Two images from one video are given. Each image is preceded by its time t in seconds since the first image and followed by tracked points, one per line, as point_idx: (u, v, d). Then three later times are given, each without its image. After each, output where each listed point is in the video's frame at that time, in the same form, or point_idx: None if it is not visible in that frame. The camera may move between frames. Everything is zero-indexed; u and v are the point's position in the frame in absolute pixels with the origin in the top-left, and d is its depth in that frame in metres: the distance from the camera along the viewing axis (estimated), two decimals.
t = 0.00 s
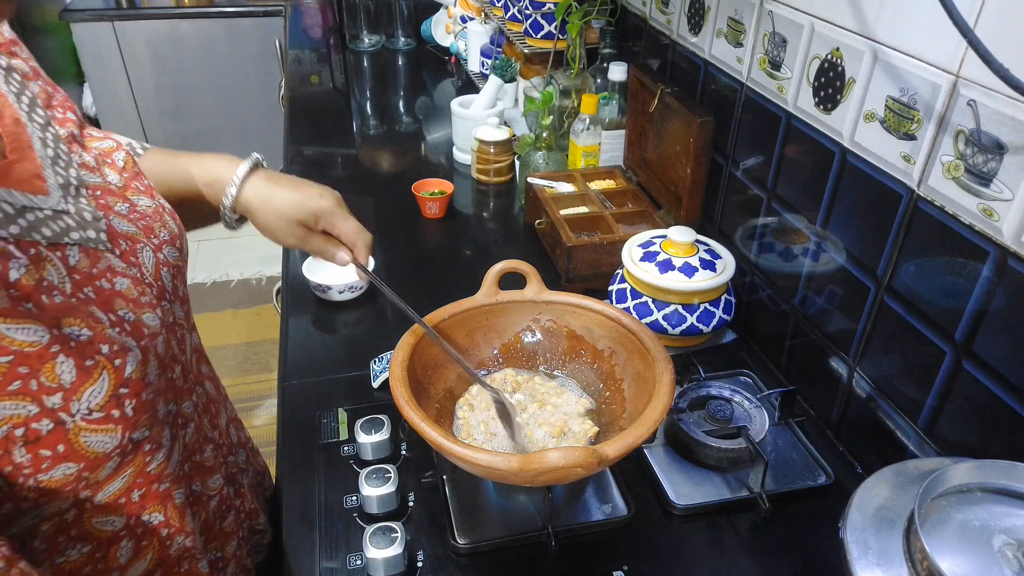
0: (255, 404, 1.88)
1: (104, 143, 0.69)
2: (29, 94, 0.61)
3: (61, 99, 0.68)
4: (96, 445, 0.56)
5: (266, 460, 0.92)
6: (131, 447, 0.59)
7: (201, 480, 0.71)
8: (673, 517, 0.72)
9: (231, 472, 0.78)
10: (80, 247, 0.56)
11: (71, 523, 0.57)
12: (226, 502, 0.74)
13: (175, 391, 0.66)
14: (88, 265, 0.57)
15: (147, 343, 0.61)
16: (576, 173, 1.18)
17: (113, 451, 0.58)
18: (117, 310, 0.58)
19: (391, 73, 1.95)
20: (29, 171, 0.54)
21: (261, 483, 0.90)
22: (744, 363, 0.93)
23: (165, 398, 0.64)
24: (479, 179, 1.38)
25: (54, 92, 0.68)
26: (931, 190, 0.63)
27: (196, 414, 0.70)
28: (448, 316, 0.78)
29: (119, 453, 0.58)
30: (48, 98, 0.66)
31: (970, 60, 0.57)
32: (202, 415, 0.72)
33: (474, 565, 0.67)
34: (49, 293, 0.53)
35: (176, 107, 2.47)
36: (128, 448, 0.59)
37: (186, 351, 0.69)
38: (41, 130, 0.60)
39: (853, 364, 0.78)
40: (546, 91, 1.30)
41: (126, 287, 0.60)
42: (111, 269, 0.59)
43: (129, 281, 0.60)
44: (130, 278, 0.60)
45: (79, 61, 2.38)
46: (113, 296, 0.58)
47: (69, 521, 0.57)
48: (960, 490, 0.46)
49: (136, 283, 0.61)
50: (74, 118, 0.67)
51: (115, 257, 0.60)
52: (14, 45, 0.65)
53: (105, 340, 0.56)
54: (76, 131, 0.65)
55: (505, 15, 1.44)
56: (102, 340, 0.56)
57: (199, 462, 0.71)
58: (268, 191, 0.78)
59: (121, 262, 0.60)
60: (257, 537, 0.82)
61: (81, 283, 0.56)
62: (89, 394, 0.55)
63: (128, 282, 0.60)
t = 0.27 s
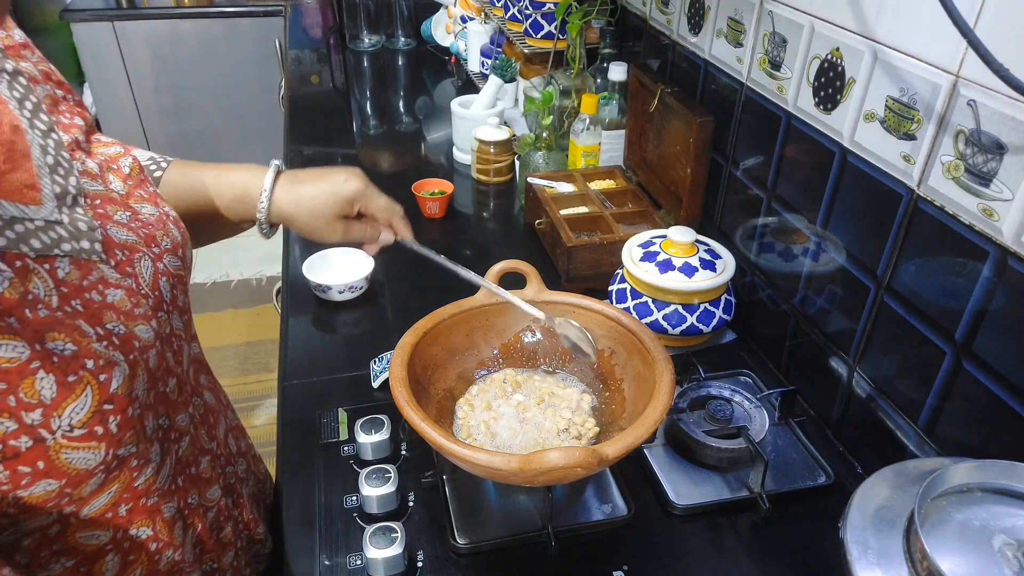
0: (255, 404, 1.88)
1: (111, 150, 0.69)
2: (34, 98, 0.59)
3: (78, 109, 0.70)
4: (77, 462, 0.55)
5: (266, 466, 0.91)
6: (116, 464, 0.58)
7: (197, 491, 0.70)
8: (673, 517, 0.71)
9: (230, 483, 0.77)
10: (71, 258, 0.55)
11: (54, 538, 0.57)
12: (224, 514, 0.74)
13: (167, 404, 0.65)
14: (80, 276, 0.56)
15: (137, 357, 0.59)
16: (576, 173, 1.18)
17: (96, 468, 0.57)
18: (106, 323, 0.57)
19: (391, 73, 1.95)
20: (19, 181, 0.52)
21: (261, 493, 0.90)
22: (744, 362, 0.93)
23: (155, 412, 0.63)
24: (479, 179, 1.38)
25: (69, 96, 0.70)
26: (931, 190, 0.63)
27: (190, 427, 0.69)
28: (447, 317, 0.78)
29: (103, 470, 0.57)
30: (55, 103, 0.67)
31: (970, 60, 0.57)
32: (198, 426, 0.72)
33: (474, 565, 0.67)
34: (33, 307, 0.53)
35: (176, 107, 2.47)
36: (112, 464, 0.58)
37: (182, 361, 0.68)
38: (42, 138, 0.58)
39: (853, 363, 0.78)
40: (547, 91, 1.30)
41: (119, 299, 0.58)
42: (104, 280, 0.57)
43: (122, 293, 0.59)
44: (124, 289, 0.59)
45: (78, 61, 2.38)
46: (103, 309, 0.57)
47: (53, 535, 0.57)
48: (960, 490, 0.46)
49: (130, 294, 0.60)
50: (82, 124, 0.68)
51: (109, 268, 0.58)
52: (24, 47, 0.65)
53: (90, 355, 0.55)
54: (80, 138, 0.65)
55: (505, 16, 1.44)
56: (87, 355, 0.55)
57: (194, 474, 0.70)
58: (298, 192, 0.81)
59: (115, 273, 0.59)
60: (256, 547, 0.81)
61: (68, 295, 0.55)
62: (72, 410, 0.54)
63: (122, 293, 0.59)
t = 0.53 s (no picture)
0: (255, 404, 1.88)
1: (108, 147, 0.70)
2: (29, 98, 0.60)
3: (75, 105, 0.72)
4: (75, 464, 0.55)
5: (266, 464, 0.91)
6: (114, 465, 0.58)
7: (197, 489, 0.69)
8: (673, 517, 0.72)
9: (230, 479, 0.76)
10: (67, 260, 0.56)
11: (51, 538, 0.57)
12: (224, 511, 0.73)
13: (165, 404, 0.66)
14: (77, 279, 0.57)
15: (133, 358, 0.59)
16: (576, 173, 1.18)
17: (95, 470, 0.56)
18: (102, 324, 0.57)
19: (391, 73, 1.95)
20: (14, 183, 0.53)
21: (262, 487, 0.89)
22: (744, 363, 0.93)
23: (152, 413, 0.63)
24: (479, 179, 1.38)
25: (65, 92, 0.71)
26: (931, 190, 0.63)
27: (189, 426, 0.69)
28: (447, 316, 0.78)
29: (101, 471, 0.57)
30: (51, 101, 0.67)
31: (970, 60, 0.57)
32: (197, 425, 0.71)
33: (474, 565, 0.67)
34: (29, 310, 0.53)
35: (176, 107, 2.47)
36: (111, 466, 0.58)
37: (179, 361, 0.69)
38: (37, 139, 0.58)
39: (853, 364, 0.78)
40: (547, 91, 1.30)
41: (115, 300, 0.59)
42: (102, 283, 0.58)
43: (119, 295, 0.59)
44: (120, 290, 0.60)
45: (78, 60, 2.38)
46: (99, 311, 0.57)
47: (50, 536, 0.56)
48: (960, 490, 0.46)
49: (127, 295, 0.60)
50: (78, 121, 0.69)
51: (105, 269, 0.59)
52: (18, 45, 0.66)
53: (86, 357, 0.55)
54: (77, 137, 0.66)
55: (505, 16, 1.44)
56: (84, 357, 0.55)
57: (193, 472, 0.70)
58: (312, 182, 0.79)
59: (111, 274, 0.59)
60: (256, 544, 0.80)
61: (64, 298, 0.55)
62: (69, 412, 0.54)
63: (118, 294, 0.59)
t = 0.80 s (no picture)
0: (255, 404, 1.89)
1: (107, 149, 0.70)
2: (25, 99, 0.61)
3: (75, 104, 0.72)
4: (70, 468, 0.55)
5: (263, 462, 0.91)
6: (109, 469, 0.58)
7: (193, 491, 0.69)
8: (673, 517, 0.72)
9: (227, 480, 0.76)
10: (61, 263, 0.56)
11: (47, 541, 0.57)
12: (221, 511, 0.73)
13: (161, 407, 0.65)
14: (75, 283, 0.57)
15: (128, 361, 0.59)
16: (576, 173, 1.18)
17: (89, 473, 0.56)
18: (97, 327, 0.57)
19: (391, 73, 1.95)
20: (11, 185, 0.54)
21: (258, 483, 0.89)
22: (744, 363, 0.93)
23: (148, 415, 0.63)
24: (479, 179, 1.38)
25: (65, 91, 0.72)
26: (931, 190, 0.63)
27: (186, 428, 0.69)
28: (447, 316, 0.78)
29: (96, 475, 0.57)
30: (48, 102, 0.68)
31: (970, 60, 0.57)
32: (193, 427, 0.71)
33: (474, 565, 0.67)
34: (23, 313, 0.53)
35: (176, 107, 2.47)
36: (105, 470, 0.58)
37: (174, 363, 0.69)
38: (33, 140, 0.59)
39: (853, 364, 0.78)
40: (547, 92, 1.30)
41: (110, 303, 0.59)
42: (98, 285, 0.58)
43: (114, 298, 0.59)
44: (116, 292, 0.60)
45: (77, 60, 2.38)
46: (94, 314, 0.57)
47: (45, 539, 0.57)
48: (960, 490, 0.46)
49: (122, 297, 0.60)
50: (77, 121, 0.69)
51: (101, 271, 0.59)
52: (16, 45, 0.67)
53: (81, 360, 0.55)
54: (74, 138, 0.66)
55: (505, 16, 1.44)
56: (79, 360, 0.55)
57: (188, 474, 0.69)
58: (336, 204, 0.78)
59: (107, 276, 0.59)
60: (255, 544, 0.81)
61: (59, 300, 0.55)
62: (63, 415, 0.54)
63: (113, 297, 0.59)
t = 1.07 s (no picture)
0: (255, 404, 1.89)
1: (100, 157, 0.70)
2: (21, 105, 0.61)
3: (67, 116, 0.72)
4: (65, 472, 0.55)
5: (261, 474, 0.91)
6: (104, 474, 0.58)
7: (187, 501, 0.70)
8: (673, 516, 0.72)
9: (223, 489, 0.76)
10: (58, 266, 0.56)
11: (41, 549, 0.57)
12: (217, 522, 0.74)
13: (157, 412, 0.65)
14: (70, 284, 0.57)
15: (124, 365, 0.59)
16: (576, 173, 1.18)
17: (84, 478, 0.56)
18: (94, 330, 0.57)
19: (392, 73, 1.95)
20: (4, 189, 0.54)
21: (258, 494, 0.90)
22: (744, 363, 0.93)
23: (144, 421, 0.63)
24: (479, 179, 1.38)
25: (57, 104, 0.72)
26: (931, 190, 0.63)
27: (182, 435, 0.69)
28: (448, 316, 0.78)
29: (91, 480, 0.57)
30: (43, 111, 0.69)
31: (970, 60, 0.57)
32: (190, 434, 0.71)
33: (473, 565, 0.67)
34: (19, 315, 0.53)
35: (176, 107, 2.47)
36: (100, 475, 0.58)
37: (173, 367, 0.69)
38: (27, 146, 0.59)
39: (853, 363, 0.78)
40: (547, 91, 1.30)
41: (107, 306, 0.59)
42: (94, 288, 0.58)
43: (111, 301, 0.59)
44: (112, 296, 0.60)
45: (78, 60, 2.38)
46: (91, 317, 0.57)
47: (40, 547, 0.57)
48: (960, 490, 0.46)
49: (118, 301, 0.60)
50: (69, 131, 0.69)
51: (97, 275, 0.59)
52: (10, 56, 0.66)
53: (77, 363, 0.55)
54: (68, 146, 0.67)
55: (505, 16, 1.44)
56: (74, 363, 0.55)
57: (184, 483, 0.70)
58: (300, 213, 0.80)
59: (104, 279, 0.60)
60: (253, 555, 0.81)
61: (55, 304, 0.55)
62: (58, 420, 0.54)
63: (110, 300, 0.59)
